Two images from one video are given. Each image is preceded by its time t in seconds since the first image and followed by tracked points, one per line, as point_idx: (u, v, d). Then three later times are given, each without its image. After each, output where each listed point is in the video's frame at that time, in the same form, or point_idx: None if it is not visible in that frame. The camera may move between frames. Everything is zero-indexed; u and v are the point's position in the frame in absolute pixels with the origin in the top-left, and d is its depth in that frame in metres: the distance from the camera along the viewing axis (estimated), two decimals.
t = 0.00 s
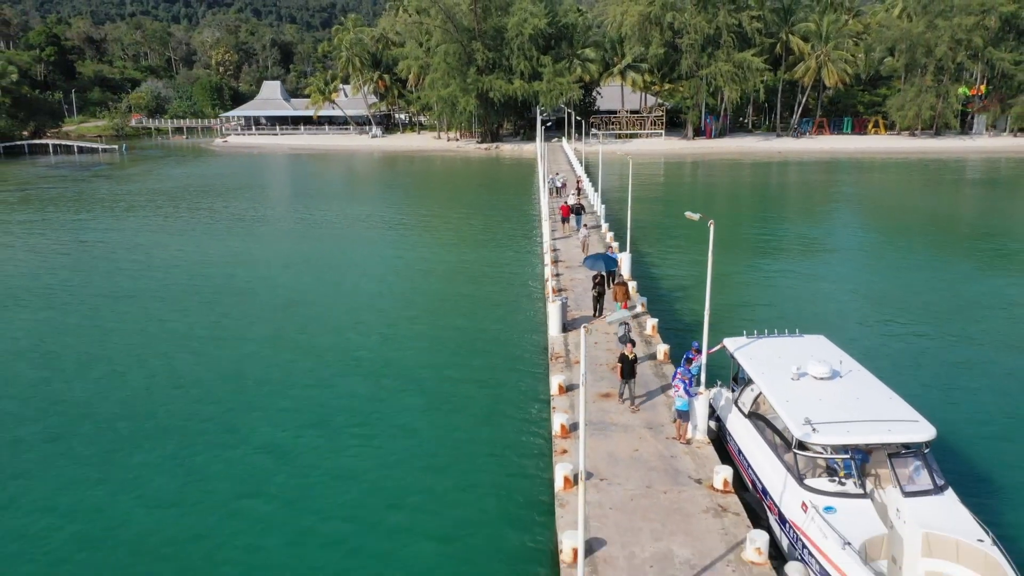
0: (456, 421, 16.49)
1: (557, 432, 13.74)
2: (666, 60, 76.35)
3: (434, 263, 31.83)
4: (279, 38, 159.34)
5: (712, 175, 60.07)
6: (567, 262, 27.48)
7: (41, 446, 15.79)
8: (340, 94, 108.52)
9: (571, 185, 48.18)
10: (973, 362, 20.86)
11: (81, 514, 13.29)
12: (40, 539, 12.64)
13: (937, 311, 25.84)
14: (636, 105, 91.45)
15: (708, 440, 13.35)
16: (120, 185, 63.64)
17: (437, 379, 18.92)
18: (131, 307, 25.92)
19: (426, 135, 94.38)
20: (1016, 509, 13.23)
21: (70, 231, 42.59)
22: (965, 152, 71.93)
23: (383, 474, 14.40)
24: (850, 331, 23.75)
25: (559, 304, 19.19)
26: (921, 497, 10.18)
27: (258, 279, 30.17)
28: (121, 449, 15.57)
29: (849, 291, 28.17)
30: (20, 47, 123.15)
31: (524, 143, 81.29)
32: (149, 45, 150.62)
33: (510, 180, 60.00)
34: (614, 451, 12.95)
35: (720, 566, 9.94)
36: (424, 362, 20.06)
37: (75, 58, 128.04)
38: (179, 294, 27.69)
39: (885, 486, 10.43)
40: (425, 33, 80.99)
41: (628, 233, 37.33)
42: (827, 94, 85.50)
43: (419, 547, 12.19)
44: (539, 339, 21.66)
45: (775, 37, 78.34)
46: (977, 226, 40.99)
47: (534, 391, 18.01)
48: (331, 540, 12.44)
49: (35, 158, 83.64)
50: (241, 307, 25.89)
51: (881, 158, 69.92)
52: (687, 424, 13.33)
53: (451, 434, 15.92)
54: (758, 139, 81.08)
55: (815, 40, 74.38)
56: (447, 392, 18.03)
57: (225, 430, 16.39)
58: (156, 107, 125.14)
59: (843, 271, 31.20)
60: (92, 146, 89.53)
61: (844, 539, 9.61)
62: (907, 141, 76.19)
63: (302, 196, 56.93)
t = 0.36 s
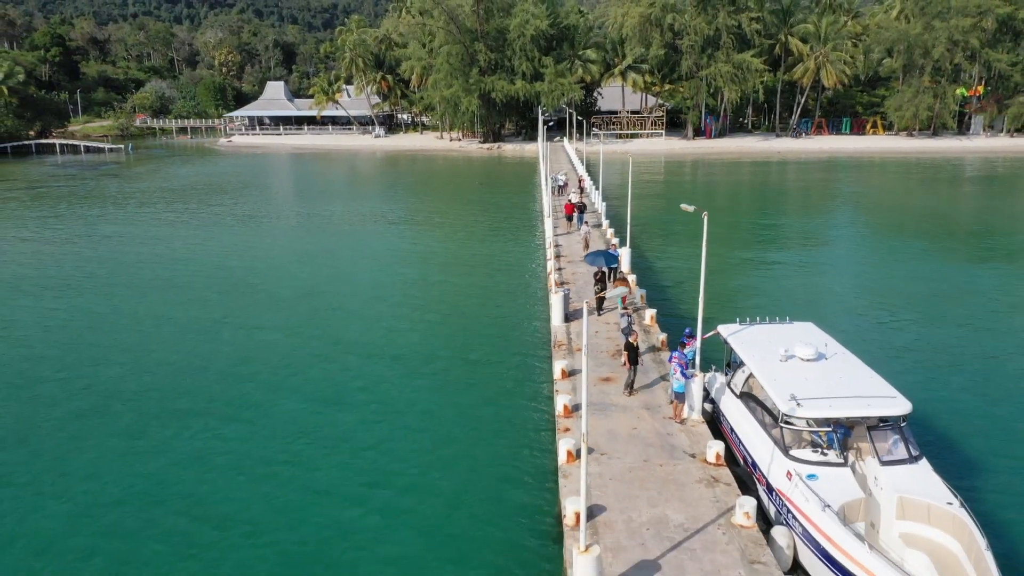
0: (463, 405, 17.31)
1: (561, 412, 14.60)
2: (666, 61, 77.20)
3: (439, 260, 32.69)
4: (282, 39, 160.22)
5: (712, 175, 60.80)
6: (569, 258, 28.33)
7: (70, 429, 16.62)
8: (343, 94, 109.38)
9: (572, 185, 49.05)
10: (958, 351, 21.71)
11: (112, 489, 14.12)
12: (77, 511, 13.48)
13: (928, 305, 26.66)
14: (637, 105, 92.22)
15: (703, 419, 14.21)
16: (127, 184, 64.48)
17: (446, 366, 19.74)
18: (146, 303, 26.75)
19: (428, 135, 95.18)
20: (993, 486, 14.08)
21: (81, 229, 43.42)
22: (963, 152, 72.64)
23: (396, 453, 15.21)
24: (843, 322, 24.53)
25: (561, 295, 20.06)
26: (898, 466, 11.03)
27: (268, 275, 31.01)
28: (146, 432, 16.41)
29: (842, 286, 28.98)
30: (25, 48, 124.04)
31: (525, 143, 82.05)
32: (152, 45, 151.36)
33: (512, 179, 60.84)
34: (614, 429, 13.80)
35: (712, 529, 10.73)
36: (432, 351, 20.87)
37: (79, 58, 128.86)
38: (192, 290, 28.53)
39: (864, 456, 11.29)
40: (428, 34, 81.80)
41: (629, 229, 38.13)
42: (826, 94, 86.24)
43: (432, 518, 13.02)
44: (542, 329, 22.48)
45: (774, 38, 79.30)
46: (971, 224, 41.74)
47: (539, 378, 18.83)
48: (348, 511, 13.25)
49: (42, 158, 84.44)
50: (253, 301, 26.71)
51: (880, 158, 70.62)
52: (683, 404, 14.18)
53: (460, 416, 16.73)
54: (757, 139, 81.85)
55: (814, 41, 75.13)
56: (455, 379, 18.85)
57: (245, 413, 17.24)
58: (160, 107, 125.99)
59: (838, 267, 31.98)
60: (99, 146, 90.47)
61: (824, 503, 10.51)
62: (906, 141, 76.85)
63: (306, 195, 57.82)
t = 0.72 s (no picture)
0: (471, 389, 18.15)
1: (564, 395, 15.45)
2: (666, 62, 78.13)
3: (443, 257, 33.58)
4: (285, 39, 161.14)
5: (711, 174, 61.59)
6: (570, 253, 29.24)
7: (95, 412, 17.42)
8: (347, 95, 110.28)
9: (574, 184, 49.83)
10: (946, 340, 22.47)
11: (139, 465, 14.92)
12: (106, 484, 14.26)
13: (920, 297, 27.49)
14: (637, 105, 93.08)
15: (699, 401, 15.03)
16: (135, 183, 65.38)
17: (453, 354, 20.56)
18: (161, 296, 27.61)
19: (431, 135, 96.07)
20: (973, 462, 14.82)
21: (91, 226, 44.28)
22: (961, 151, 73.40)
23: (407, 432, 16.04)
24: (835, 313, 25.38)
25: (563, 287, 20.99)
26: (877, 440, 11.83)
27: (277, 270, 31.87)
28: (168, 414, 17.21)
29: (837, 280, 29.75)
30: (30, 49, 124.98)
31: (527, 143, 82.94)
32: (156, 46, 152.25)
33: (514, 178, 61.69)
34: (614, 410, 14.63)
35: (705, 497, 11.55)
36: (438, 341, 21.71)
37: (84, 59, 129.79)
38: (204, 285, 29.39)
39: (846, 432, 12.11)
40: (431, 35, 82.66)
41: (629, 226, 38.95)
42: (826, 95, 87.04)
43: (442, 489, 13.83)
44: (544, 320, 23.36)
45: (773, 40, 80.21)
46: (966, 221, 42.52)
47: (541, 365, 19.68)
48: (363, 484, 14.04)
49: (49, 157, 85.30)
50: (264, 295, 27.55)
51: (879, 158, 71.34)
52: (679, 387, 15.00)
53: (466, 400, 17.55)
54: (757, 140, 82.69)
55: (813, 42, 75.95)
56: (461, 366, 19.68)
57: (262, 397, 18.04)
58: (165, 107, 126.91)
59: (834, 261, 32.82)
60: (105, 146, 91.45)
61: (808, 472, 11.36)
62: (904, 141, 77.60)
63: (311, 194, 58.61)
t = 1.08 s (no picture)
0: (477, 376, 18.88)
1: (566, 381, 16.22)
2: (666, 62, 78.90)
3: (447, 253, 34.38)
4: (287, 40, 161.94)
5: (711, 173, 62.28)
6: (572, 249, 30.01)
7: (117, 396, 18.17)
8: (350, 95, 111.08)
9: (575, 182, 50.54)
10: (936, 331, 23.14)
11: (162, 445, 15.65)
12: (130, 461, 14.97)
13: (913, 291, 28.22)
14: (638, 106, 93.80)
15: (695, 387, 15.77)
16: (142, 182, 66.19)
17: (458, 344, 21.31)
18: (174, 291, 28.37)
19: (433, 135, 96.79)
20: (958, 444, 15.49)
21: (101, 224, 45.07)
22: (958, 151, 74.04)
23: (417, 415, 16.77)
24: (830, 306, 26.11)
25: (565, 281, 21.77)
26: (862, 422, 12.51)
27: (286, 266, 32.65)
28: (186, 399, 17.91)
29: (832, 275, 30.43)
30: (35, 49, 125.82)
31: (529, 143, 83.73)
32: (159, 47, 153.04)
33: (516, 177, 62.48)
34: (614, 395, 15.36)
35: (700, 474, 12.28)
36: (445, 332, 22.45)
37: (88, 60, 130.62)
38: (215, 279, 30.15)
39: (834, 415, 12.77)
40: (434, 36, 83.37)
41: (630, 223, 39.68)
42: (825, 96, 87.75)
43: (449, 466, 14.54)
44: (547, 312, 24.12)
45: (772, 41, 81.03)
46: (962, 219, 43.20)
47: (544, 354, 20.40)
48: (374, 461, 14.75)
49: (55, 157, 86.04)
50: (274, 289, 28.31)
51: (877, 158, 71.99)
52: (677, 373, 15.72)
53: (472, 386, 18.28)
54: (756, 140, 83.38)
55: (812, 44, 76.63)
56: (467, 355, 20.42)
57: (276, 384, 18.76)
58: (168, 108, 127.72)
59: (830, 257, 33.55)
60: (111, 146, 92.26)
61: (795, 449, 12.10)
62: (902, 142, 78.26)
63: (315, 192, 59.33)
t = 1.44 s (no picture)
0: (483, 366, 19.68)
1: (568, 367, 17.04)
2: (667, 63, 79.66)
3: (451, 248, 35.20)
4: (290, 40, 162.68)
5: (711, 172, 63.04)
6: (574, 246, 30.81)
7: (140, 386, 19.02)
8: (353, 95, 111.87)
9: (577, 181, 51.26)
10: (927, 325, 23.90)
11: (185, 430, 16.51)
12: (155, 446, 15.79)
13: (905, 286, 29.02)
14: (639, 106, 94.57)
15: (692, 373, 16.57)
16: (148, 181, 67.03)
17: (464, 336, 22.11)
18: (187, 286, 29.20)
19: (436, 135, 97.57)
20: (942, 429, 16.24)
21: (111, 221, 45.90)
22: (956, 151, 74.72)
23: (426, 403, 17.59)
24: (825, 300, 26.92)
25: (567, 274, 22.54)
26: (847, 402, 13.29)
27: (295, 261, 33.47)
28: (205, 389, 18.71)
29: (828, 271, 31.19)
30: (40, 50, 126.66)
31: (530, 143, 84.58)
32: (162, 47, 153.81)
33: (518, 176, 63.27)
34: (614, 381, 16.15)
35: (695, 451, 13.08)
36: (450, 324, 23.27)
37: (92, 60, 131.46)
38: (226, 275, 31.01)
39: (821, 397, 13.56)
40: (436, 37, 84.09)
41: (631, 221, 40.44)
42: (824, 96, 88.48)
43: (458, 451, 15.32)
44: (549, 305, 24.92)
45: (772, 42, 81.87)
46: (957, 217, 43.92)
47: (547, 344, 21.18)
48: (386, 447, 15.52)
49: (61, 156, 86.88)
50: (284, 284, 29.14)
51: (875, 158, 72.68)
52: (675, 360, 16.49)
53: (478, 375, 19.09)
54: (756, 140, 84.08)
55: (811, 45, 77.34)
56: (473, 345, 21.21)
57: (290, 374, 19.55)
58: (173, 108, 128.54)
59: (826, 254, 34.32)
60: (116, 146, 93.13)
61: (784, 428, 12.86)
62: (901, 142, 78.95)
63: (320, 191, 60.05)
